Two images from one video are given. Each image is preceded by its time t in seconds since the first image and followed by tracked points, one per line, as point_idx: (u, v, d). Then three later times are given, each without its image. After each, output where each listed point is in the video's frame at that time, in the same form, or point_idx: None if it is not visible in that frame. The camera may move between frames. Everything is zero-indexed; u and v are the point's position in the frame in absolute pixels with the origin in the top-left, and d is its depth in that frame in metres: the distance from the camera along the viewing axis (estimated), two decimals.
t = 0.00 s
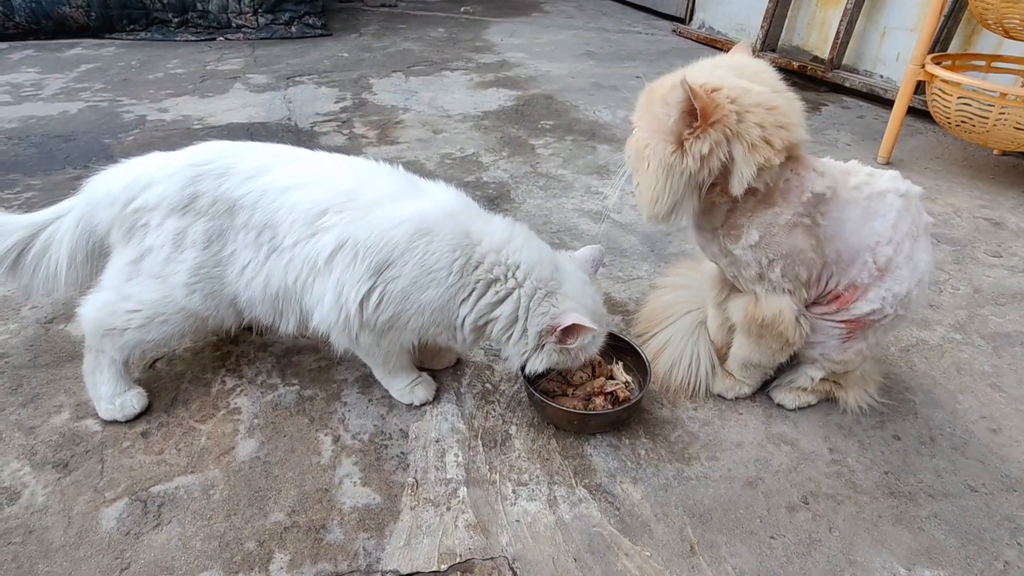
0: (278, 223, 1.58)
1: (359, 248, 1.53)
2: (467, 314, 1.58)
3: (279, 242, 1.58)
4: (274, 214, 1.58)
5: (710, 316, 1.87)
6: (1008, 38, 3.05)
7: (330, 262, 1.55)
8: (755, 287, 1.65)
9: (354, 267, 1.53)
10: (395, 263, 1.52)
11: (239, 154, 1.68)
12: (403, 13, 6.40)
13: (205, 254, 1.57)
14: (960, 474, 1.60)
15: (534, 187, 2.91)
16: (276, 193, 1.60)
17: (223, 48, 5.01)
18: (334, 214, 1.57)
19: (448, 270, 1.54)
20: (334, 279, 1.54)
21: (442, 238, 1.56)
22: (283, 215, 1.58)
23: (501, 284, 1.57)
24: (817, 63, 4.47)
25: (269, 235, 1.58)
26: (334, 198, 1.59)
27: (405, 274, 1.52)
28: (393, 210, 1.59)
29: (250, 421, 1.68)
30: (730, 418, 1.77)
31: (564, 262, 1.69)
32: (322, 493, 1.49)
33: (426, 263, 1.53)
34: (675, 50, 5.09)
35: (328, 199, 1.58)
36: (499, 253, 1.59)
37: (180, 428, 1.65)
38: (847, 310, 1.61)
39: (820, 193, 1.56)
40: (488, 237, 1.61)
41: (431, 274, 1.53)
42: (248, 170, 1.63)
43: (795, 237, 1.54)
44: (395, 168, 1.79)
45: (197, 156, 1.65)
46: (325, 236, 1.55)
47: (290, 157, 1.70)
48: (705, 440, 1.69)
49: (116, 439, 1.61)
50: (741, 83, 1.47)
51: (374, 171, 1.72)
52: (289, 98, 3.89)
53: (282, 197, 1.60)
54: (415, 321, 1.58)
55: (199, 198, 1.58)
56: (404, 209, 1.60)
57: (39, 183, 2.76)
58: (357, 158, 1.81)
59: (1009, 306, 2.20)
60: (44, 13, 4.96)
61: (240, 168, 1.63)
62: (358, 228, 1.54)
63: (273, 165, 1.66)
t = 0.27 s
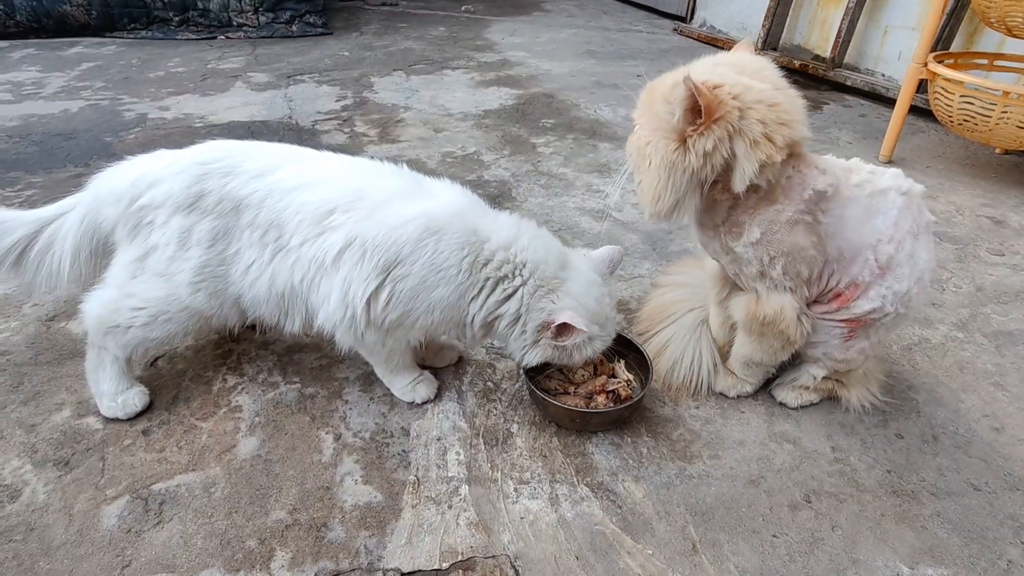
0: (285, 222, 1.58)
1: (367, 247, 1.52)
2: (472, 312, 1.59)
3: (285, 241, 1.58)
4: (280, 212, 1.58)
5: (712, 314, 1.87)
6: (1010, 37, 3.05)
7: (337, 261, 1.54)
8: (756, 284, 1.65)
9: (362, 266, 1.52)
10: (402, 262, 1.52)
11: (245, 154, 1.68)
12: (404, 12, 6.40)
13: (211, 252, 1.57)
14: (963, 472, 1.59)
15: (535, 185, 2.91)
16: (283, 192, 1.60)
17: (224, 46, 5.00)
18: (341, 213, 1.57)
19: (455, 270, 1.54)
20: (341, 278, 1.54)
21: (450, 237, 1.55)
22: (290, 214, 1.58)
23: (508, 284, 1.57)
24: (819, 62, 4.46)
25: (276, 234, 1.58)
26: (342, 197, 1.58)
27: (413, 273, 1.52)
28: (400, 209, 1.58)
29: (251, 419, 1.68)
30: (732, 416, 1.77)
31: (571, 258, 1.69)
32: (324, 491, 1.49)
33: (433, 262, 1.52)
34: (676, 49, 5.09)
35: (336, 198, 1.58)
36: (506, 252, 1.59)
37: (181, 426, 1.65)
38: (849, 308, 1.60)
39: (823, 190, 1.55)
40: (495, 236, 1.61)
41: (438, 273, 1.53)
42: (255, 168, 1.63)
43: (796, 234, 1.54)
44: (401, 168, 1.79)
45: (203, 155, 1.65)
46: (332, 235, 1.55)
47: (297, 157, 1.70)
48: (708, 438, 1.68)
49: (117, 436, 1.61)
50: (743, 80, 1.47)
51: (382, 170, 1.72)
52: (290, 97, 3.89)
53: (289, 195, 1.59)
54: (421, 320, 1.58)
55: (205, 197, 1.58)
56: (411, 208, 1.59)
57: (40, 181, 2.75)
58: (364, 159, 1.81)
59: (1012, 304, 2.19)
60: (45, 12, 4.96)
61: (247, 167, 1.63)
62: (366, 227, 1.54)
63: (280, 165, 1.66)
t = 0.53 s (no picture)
0: (294, 219, 1.58)
1: (374, 245, 1.52)
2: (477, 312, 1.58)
3: (293, 237, 1.58)
4: (289, 209, 1.58)
5: (713, 314, 1.86)
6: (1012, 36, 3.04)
7: (344, 259, 1.54)
8: (757, 284, 1.64)
9: (368, 264, 1.52)
10: (410, 261, 1.51)
11: (257, 150, 1.68)
12: (405, 11, 6.39)
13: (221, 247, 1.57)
14: (965, 472, 1.59)
15: (536, 185, 2.91)
16: (293, 188, 1.60)
17: (225, 45, 5.00)
18: (350, 211, 1.56)
19: (462, 269, 1.54)
20: (347, 276, 1.53)
21: (458, 237, 1.55)
22: (299, 210, 1.57)
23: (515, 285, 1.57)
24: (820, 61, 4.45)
25: (284, 230, 1.58)
26: (351, 195, 1.58)
27: (420, 272, 1.52)
28: (409, 209, 1.58)
29: (252, 418, 1.68)
30: (733, 416, 1.77)
31: (579, 259, 1.69)
32: (325, 490, 1.49)
33: (441, 262, 1.52)
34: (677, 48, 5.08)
35: (345, 196, 1.58)
36: (513, 254, 1.59)
37: (182, 425, 1.65)
38: (850, 309, 1.60)
39: (825, 190, 1.55)
40: (502, 238, 1.61)
41: (445, 274, 1.53)
42: (265, 165, 1.63)
43: (798, 234, 1.54)
44: (410, 169, 1.79)
45: (215, 150, 1.65)
46: (340, 233, 1.55)
47: (308, 155, 1.70)
48: (708, 438, 1.68)
49: (118, 435, 1.61)
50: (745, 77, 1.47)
51: (391, 171, 1.71)
52: (291, 96, 3.89)
53: (299, 192, 1.59)
54: (427, 320, 1.58)
55: (216, 192, 1.58)
56: (420, 208, 1.59)
57: (41, 180, 2.75)
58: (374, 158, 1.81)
59: (1013, 304, 2.19)
60: (46, 10, 4.96)
61: (258, 163, 1.63)
62: (374, 225, 1.54)
63: (291, 162, 1.66)
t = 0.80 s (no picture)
0: (298, 217, 1.57)
1: (378, 245, 1.52)
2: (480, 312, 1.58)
3: (297, 235, 1.57)
4: (293, 206, 1.58)
5: (713, 314, 1.86)
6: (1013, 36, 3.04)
7: (348, 258, 1.53)
8: (757, 285, 1.65)
9: (372, 264, 1.51)
10: (413, 262, 1.51)
11: (263, 148, 1.68)
12: (405, 10, 6.39)
13: (226, 244, 1.58)
14: (964, 473, 1.59)
15: (536, 184, 2.91)
16: (298, 186, 1.59)
17: (225, 45, 5.00)
18: (354, 210, 1.56)
19: (466, 271, 1.54)
20: (349, 276, 1.53)
21: (462, 239, 1.55)
22: (303, 208, 1.57)
23: (518, 286, 1.57)
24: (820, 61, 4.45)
25: (288, 228, 1.58)
26: (356, 194, 1.58)
27: (424, 274, 1.51)
28: (414, 211, 1.58)
29: (251, 418, 1.68)
30: (733, 416, 1.77)
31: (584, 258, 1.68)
32: (324, 490, 1.49)
33: (444, 264, 1.52)
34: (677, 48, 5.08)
35: (349, 195, 1.58)
36: (516, 255, 1.59)
37: (182, 425, 1.65)
38: (851, 309, 1.60)
39: (826, 191, 1.55)
40: (506, 239, 1.61)
41: (449, 276, 1.53)
42: (271, 162, 1.63)
43: (798, 235, 1.54)
44: (415, 170, 1.79)
45: (222, 148, 1.66)
46: (344, 232, 1.54)
47: (313, 154, 1.70)
48: (708, 438, 1.68)
49: (118, 435, 1.61)
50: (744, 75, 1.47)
51: (395, 171, 1.71)
52: (291, 95, 3.89)
53: (304, 190, 1.59)
54: (429, 320, 1.58)
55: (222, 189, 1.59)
56: (425, 209, 1.59)
57: (41, 180, 2.75)
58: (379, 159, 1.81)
59: (1014, 304, 2.19)
60: (46, 10, 4.96)
61: (263, 161, 1.63)
62: (379, 225, 1.53)
63: (296, 159, 1.66)
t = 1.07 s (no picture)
0: (302, 218, 1.58)
1: (383, 246, 1.52)
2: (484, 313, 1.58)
3: (301, 237, 1.58)
4: (297, 207, 1.58)
5: (713, 314, 1.87)
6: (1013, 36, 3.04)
7: (352, 259, 1.53)
8: (756, 285, 1.65)
9: (376, 265, 1.51)
10: (418, 263, 1.51)
11: (265, 150, 1.69)
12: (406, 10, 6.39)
13: (231, 248, 1.58)
14: (964, 472, 1.59)
15: (536, 184, 2.91)
16: (301, 186, 1.59)
17: (225, 45, 5.01)
18: (357, 212, 1.56)
19: (470, 271, 1.54)
20: (353, 277, 1.53)
21: (466, 239, 1.55)
22: (306, 209, 1.57)
23: (522, 286, 1.57)
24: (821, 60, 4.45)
25: (292, 229, 1.58)
26: (360, 195, 1.58)
27: (429, 275, 1.52)
28: (418, 211, 1.58)
29: (252, 418, 1.69)
30: (732, 416, 1.77)
31: (589, 258, 1.68)
32: (324, 490, 1.49)
33: (448, 265, 1.52)
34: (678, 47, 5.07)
35: (352, 196, 1.58)
36: (520, 256, 1.59)
37: (182, 424, 1.66)
38: (851, 310, 1.60)
39: (825, 192, 1.55)
40: (509, 240, 1.61)
41: (453, 277, 1.53)
42: (273, 163, 1.63)
43: (797, 236, 1.54)
44: (417, 170, 1.79)
45: (223, 153, 1.66)
46: (348, 233, 1.54)
47: (315, 154, 1.70)
48: (707, 438, 1.68)
49: (119, 435, 1.61)
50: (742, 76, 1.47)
51: (397, 171, 1.71)
52: (291, 95, 3.89)
53: (307, 190, 1.59)
54: (433, 321, 1.58)
55: (226, 192, 1.59)
56: (429, 210, 1.60)
57: (41, 180, 2.76)
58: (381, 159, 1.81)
59: (1013, 304, 2.19)
60: (47, 10, 4.97)
61: (266, 162, 1.64)
62: (383, 226, 1.53)
63: (298, 160, 1.66)
